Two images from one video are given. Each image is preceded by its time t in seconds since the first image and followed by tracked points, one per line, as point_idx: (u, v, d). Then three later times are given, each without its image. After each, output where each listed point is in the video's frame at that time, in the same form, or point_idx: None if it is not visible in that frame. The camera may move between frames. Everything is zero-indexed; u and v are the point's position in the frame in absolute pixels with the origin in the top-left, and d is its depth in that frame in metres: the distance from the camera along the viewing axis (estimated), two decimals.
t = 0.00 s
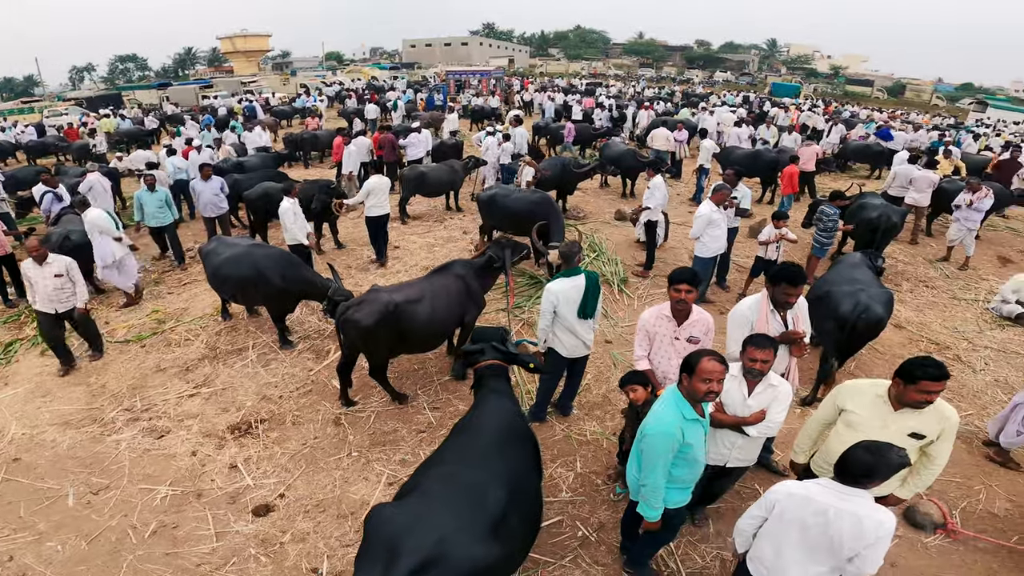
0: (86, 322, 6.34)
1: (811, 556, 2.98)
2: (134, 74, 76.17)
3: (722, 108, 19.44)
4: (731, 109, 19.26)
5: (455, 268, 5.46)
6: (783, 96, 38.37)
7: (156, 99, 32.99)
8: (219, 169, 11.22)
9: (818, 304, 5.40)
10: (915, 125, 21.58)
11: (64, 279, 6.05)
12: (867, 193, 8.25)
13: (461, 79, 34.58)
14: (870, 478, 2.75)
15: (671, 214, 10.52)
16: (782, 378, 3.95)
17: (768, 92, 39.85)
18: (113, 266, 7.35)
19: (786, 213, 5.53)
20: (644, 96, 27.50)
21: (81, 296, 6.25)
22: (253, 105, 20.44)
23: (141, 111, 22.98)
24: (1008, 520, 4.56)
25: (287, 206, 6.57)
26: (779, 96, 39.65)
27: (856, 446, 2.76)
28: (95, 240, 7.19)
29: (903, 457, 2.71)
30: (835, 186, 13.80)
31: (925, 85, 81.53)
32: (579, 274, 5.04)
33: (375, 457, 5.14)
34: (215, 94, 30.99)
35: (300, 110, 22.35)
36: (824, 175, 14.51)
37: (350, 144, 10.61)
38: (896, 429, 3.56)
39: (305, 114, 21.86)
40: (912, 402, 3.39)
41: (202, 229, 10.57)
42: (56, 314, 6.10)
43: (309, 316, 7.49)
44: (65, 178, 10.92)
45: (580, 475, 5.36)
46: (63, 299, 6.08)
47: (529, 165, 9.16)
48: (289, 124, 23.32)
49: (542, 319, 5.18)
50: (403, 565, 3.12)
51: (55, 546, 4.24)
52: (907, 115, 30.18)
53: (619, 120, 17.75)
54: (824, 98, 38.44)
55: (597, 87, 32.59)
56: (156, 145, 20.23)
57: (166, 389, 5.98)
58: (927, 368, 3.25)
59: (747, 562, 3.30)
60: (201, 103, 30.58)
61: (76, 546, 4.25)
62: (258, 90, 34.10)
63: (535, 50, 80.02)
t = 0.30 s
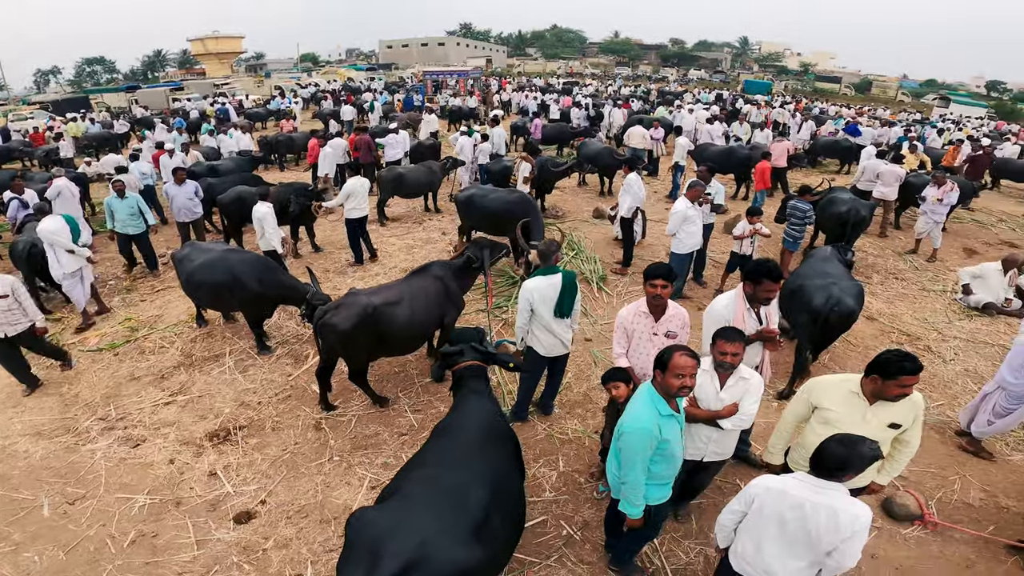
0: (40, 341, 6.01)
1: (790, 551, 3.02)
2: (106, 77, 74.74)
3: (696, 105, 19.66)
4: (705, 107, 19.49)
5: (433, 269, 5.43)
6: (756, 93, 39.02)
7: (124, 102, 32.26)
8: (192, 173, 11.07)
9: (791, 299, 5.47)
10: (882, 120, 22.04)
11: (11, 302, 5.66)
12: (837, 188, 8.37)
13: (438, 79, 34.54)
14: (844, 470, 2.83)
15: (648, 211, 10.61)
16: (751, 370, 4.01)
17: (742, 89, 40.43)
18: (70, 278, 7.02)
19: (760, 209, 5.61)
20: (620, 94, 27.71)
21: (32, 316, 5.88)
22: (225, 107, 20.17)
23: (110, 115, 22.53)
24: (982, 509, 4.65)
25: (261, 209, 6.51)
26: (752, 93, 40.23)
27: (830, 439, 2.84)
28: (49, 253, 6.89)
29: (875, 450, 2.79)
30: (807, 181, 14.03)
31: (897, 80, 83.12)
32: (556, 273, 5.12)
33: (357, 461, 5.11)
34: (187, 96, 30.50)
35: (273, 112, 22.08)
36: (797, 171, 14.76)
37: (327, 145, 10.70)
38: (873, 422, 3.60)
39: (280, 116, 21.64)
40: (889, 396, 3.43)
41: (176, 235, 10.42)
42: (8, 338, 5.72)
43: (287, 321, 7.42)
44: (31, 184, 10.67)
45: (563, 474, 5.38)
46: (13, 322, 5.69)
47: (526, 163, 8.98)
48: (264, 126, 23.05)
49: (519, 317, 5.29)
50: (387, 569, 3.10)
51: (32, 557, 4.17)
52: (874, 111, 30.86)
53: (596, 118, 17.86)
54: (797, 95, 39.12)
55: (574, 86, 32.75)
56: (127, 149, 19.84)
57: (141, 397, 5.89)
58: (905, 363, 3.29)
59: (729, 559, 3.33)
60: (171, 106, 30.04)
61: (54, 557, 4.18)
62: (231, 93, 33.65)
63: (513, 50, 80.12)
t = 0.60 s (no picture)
0: None
1: (773, 546, 3.10)
2: (74, 78, 73.10)
3: (673, 102, 19.81)
4: (682, 103, 19.65)
5: (411, 270, 5.40)
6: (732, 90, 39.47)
7: (93, 104, 31.61)
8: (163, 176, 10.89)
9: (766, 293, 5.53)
10: (852, 116, 22.42)
11: None
12: (811, 182, 8.45)
13: (415, 78, 34.40)
14: (821, 465, 2.89)
15: (627, 208, 10.66)
16: (724, 363, 4.11)
17: (718, 86, 40.85)
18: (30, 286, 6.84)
19: (735, 204, 5.67)
20: (597, 92, 27.84)
21: None
22: (197, 108, 19.83)
23: (78, 117, 22.07)
24: (958, 499, 4.73)
25: (233, 212, 6.44)
26: (728, 90, 40.64)
27: (807, 435, 2.90)
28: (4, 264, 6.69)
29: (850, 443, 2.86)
30: (782, 176, 14.20)
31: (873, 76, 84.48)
32: (535, 271, 5.17)
33: (339, 465, 5.07)
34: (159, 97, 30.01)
35: (247, 112, 21.76)
36: (772, 167, 14.95)
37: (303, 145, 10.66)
38: (848, 415, 3.64)
39: (255, 116, 21.39)
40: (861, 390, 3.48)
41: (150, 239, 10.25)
42: None
43: (264, 324, 7.33)
44: None
45: (546, 473, 5.37)
46: None
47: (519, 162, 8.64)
48: (239, 127, 22.76)
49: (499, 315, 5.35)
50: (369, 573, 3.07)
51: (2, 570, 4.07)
52: (846, 107, 31.36)
53: (575, 116, 17.91)
54: (772, 91, 39.62)
55: (550, 83, 32.86)
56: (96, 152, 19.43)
57: (114, 404, 5.78)
58: (880, 360, 3.32)
59: (714, 556, 3.40)
60: (142, 107, 29.46)
61: (27, 567, 4.09)
62: (205, 94, 33.13)
63: (493, 49, 80.06)
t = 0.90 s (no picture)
0: None
1: (756, 543, 3.16)
2: (47, 78, 71.67)
3: (651, 99, 19.93)
4: (660, 100, 19.78)
5: (390, 269, 5.35)
6: (710, 86, 39.84)
7: (62, 104, 30.94)
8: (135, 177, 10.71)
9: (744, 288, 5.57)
10: (827, 112, 22.75)
11: None
12: (785, 178, 8.54)
13: (395, 76, 34.24)
14: (797, 462, 2.94)
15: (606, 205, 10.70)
16: (696, 359, 4.19)
17: (696, 83, 41.20)
18: None
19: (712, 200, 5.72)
20: (576, 89, 27.92)
21: None
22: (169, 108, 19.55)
23: (46, 118, 21.60)
24: (933, 492, 4.79)
25: (205, 213, 6.37)
26: (705, 87, 41.02)
27: (783, 432, 2.95)
28: None
29: (825, 439, 2.91)
30: (759, 172, 14.35)
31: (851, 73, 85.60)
32: (515, 269, 5.16)
33: (320, 467, 5.02)
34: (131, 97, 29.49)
35: (222, 111, 21.45)
36: (750, 163, 15.10)
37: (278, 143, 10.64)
38: (821, 409, 3.66)
39: (231, 116, 21.13)
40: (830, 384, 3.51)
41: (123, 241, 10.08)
42: None
43: (241, 326, 7.24)
44: None
45: (529, 471, 5.36)
46: None
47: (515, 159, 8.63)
48: (215, 127, 22.45)
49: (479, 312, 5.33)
50: None
51: None
52: (820, 103, 31.85)
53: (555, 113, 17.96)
54: (749, 88, 40.07)
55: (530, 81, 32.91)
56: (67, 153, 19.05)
57: (86, 410, 5.67)
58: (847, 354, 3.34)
59: (698, 555, 3.45)
60: (113, 107, 28.91)
61: None
62: (178, 94, 32.61)
63: (475, 47, 79.95)
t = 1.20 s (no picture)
0: None
1: (738, 540, 3.17)
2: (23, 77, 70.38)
3: (633, 97, 20.04)
4: (642, 98, 19.89)
5: (370, 269, 5.31)
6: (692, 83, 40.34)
7: (34, 103, 30.38)
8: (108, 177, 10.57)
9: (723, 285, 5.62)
10: (806, 109, 23.03)
11: None
12: (764, 175, 8.61)
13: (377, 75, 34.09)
14: (776, 458, 2.96)
15: (588, 203, 10.74)
16: (676, 357, 4.22)
17: (677, 81, 41.54)
18: None
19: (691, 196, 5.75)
20: (558, 88, 28.02)
21: None
22: (144, 107, 19.29)
23: (17, 117, 21.20)
24: (910, 487, 4.85)
25: (178, 212, 6.31)
26: (687, 85, 41.30)
27: (761, 429, 2.98)
28: None
29: (803, 435, 2.93)
30: (739, 169, 14.47)
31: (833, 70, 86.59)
32: (497, 268, 5.13)
33: (302, 468, 4.98)
34: (107, 96, 29.07)
35: (199, 111, 21.20)
36: (731, 160, 15.23)
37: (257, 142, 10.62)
38: (793, 402, 3.69)
39: (209, 115, 20.91)
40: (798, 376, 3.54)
41: (100, 243, 9.94)
42: None
43: (219, 327, 7.17)
44: None
45: (514, 470, 5.36)
46: None
47: (513, 158, 8.73)
48: (194, 126, 22.22)
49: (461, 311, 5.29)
50: None
51: None
52: (799, 100, 32.25)
53: (538, 112, 17.99)
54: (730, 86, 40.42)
55: (513, 79, 32.96)
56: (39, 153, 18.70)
57: (61, 413, 5.59)
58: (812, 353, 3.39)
59: (681, 552, 3.46)
60: (88, 106, 28.41)
61: None
62: (155, 93, 32.15)
63: (458, 45, 79.80)
